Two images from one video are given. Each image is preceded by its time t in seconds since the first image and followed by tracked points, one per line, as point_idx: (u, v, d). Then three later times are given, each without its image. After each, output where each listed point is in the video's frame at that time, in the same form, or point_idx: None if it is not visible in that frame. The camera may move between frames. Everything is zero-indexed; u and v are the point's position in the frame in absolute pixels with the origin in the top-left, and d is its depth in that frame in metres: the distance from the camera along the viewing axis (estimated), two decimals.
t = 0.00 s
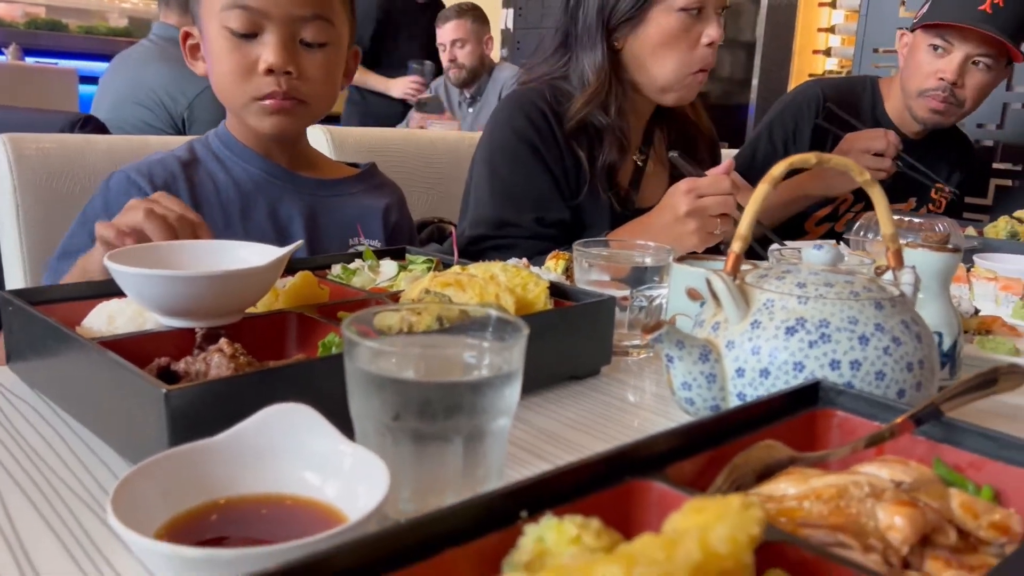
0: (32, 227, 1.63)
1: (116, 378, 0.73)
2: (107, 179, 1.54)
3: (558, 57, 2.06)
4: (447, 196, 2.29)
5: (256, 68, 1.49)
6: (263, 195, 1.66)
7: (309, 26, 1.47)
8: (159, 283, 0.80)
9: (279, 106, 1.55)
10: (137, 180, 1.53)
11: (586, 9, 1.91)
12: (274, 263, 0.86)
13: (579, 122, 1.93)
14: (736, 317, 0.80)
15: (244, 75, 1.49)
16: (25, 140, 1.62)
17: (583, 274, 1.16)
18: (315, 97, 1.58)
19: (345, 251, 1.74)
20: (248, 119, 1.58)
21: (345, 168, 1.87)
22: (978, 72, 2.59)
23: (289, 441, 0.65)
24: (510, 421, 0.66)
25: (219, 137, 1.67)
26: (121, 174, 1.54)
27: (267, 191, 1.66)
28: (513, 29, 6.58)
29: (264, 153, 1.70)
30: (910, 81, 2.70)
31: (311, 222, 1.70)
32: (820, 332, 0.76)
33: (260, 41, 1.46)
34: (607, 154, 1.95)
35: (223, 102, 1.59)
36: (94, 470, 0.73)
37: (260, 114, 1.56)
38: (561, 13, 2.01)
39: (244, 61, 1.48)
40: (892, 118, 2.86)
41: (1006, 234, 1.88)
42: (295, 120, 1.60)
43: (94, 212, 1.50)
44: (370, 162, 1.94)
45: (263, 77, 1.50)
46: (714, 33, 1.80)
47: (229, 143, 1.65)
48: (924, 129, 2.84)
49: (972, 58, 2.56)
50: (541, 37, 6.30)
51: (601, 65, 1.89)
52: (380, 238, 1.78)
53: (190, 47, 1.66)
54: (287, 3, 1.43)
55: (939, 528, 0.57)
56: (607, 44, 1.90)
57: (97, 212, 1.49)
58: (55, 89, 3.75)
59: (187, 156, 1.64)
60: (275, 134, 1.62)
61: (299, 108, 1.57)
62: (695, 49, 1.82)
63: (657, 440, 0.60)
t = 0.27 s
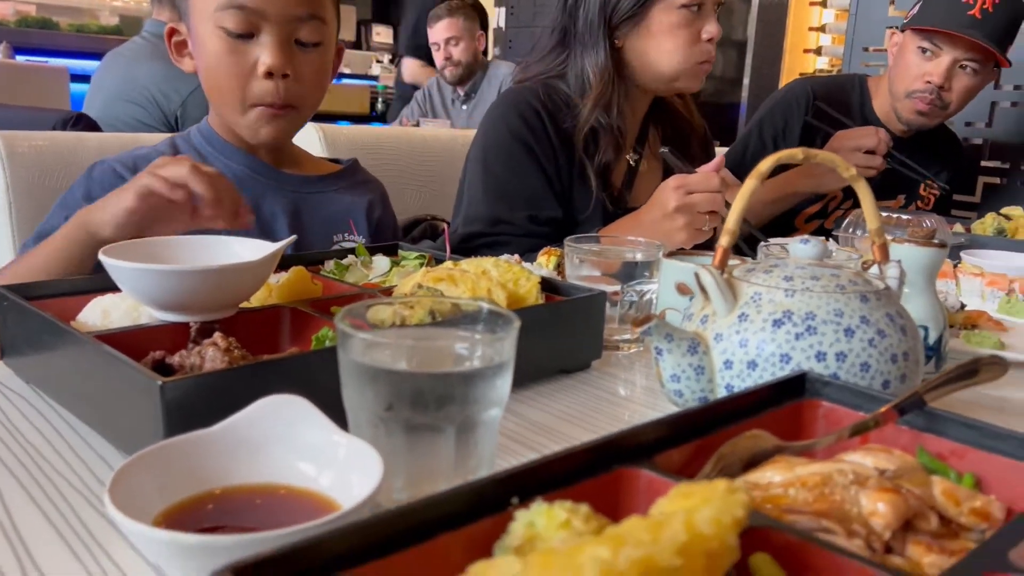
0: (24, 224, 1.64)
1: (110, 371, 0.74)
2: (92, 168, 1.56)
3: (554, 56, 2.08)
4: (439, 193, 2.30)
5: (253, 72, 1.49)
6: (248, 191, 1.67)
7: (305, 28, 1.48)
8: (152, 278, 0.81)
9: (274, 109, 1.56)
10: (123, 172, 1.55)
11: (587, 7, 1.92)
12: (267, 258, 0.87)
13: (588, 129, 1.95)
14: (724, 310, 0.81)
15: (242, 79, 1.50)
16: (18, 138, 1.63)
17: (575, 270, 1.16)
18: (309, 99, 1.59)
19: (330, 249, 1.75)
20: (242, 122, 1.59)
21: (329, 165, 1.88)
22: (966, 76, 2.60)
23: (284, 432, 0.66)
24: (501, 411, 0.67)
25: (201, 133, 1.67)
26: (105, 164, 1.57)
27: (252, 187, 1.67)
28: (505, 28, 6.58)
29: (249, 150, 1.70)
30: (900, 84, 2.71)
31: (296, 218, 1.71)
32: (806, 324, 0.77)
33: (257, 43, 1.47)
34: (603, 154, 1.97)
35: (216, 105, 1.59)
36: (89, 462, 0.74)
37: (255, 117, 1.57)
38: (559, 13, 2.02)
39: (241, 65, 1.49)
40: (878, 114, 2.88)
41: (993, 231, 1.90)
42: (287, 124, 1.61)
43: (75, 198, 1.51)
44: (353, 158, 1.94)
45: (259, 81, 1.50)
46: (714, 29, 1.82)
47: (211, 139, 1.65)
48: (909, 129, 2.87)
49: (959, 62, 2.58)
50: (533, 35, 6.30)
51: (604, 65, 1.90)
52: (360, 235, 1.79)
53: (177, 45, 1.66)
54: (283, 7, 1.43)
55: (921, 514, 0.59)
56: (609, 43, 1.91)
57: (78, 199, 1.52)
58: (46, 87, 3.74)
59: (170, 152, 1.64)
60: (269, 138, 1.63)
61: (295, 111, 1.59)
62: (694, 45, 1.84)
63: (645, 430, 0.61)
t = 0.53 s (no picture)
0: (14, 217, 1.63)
1: (102, 357, 0.74)
2: (85, 160, 1.56)
3: (541, 50, 2.09)
4: (430, 188, 2.30)
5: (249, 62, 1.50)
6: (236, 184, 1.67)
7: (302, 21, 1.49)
8: (145, 265, 0.81)
9: (272, 99, 1.56)
10: (118, 167, 1.55)
11: None
12: (259, 245, 0.87)
13: (569, 117, 1.96)
14: (711, 296, 0.82)
15: (238, 69, 1.51)
16: (8, 131, 1.62)
17: (564, 260, 1.17)
18: (304, 87, 1.59)
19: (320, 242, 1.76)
20: (238, 111, 1.58)
21: (312, 159, 1.88)
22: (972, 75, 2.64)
23: (274, 416, 0.66)
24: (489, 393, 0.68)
25: (189, 125, 1.67)
26: (97, 155, 1.57)
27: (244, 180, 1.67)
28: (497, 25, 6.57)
29: (238, 142, 1.70)
30: (906, 86, 2.71)
31: (285, 210, 1.72)
32: (792, 309, 0.78)
33: (252, 34, 1.47)
34: (586, 143, 1.97)
35: (209, 93, 1.59)
36: (82, 447, 0.74)
37: (251, 107, 1.57)
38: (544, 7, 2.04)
39: (237, 55, 1.49)
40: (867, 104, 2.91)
41: (980, 224, 1.92)
42: (283, 111, 1.61)
43: (67, 188, 1.51)
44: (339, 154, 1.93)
45: (256, 71, 1.51)
46: (693, 26, 1.82)
47: (198, 131, 1.65)
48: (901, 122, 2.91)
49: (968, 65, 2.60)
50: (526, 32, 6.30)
51: (582, 55, 1.91)
52: (349, 227, 1.80)
53: (166, 34, 1.66)
54: None
55: (902, 491, 0.60)
56: (590, 34, 1.92)
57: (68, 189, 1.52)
58: (36, 83, 3.72)
59: (160, 143, 1.65)
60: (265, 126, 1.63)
61: (291, 99, 1.59)
62: (673, 40, 1.85)
63: (631, 411, 0.62)
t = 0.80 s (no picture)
0: (6, 210, 1.63)
1: (94, 342, 0.75)
2: (78, 154, 1.56)
3: (530, 44, 2.10)
4: (422, 181, 2.31)
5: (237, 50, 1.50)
6: (226, 176, 1.67)
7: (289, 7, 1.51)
8: (136, 251, 0.81)
9: (260, 87, 1.56)
10: (112, 160, 1.56)
11: None
12: (249, 233, 0.88)
13: (551, 107, 1.97)
14: (698, 282, 0.83)
15: (226, 58, 1.51)
16: None
17: (554, 249, 1.18)
18: (293, 77, 1.60)
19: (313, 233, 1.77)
20: (228, 102, 1.58)
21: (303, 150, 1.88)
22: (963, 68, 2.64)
23: (262, 399, 0.67)
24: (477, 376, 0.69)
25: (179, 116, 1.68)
26: (90, 149, 1.58)
27: (236, 172, 1.68)
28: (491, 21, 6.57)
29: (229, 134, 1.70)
30: (898, 76, 2.72)
31: (278, 202, 1.73)
32: (777, 294, 0.79)
33: (240, 20, 1.48)
34: (572, 134, 1.99)
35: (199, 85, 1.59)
36: (74, 431, 0.74)
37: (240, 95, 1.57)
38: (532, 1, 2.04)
39: (225, 43, 1.50)
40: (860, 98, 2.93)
41: (969, 216, 1.93)
42: (272, 101, 1.61)
43: (62, 183, 1.52)
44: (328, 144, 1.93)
45: (244, 58, 1.51)
46: (671, 13, 1.80)
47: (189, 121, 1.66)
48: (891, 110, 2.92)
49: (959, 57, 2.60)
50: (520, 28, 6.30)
51: (562, 45, 1.92)
52: (342, 216, 1.80)
53: (157, 24, 1.65)
54: None
55: (883, 469, 0.61)
56: (569, 26, 1.93)
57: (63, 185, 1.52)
58: (28, 78, 3.71)
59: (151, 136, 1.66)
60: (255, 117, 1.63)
61: (280, 88, 1.59)
62: (651, 26, 1.84)
63: (617, 392, 0.63)
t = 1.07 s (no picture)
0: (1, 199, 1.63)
1: (89, 322, 0.75)
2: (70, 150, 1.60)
3: (518, 35, 2.10)
4: (416, 172, 2.31)
5: (208, 38, 1.51)
6: (208, 164, 1.67)
7: (273, 10, 1.52)
8: (129, 234, 0.81)
9: (222, 77, 1.56)
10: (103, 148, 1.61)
11: None
12: (243, 217, 0.87)
13: (537, 95, 1.97)
14: (689, 264, 0.84)
15: (194, 41, 1.51)
16: None
17: (547, 235, 1.18)
18: (260, 77, 1.60)
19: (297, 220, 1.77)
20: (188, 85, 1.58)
21: (283, 137, 1.89)
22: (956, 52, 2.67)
23: (255, 378, 0.67)
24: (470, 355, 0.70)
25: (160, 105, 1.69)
26: (78, 141, 1.62)
27: (211, 159, 1.68)
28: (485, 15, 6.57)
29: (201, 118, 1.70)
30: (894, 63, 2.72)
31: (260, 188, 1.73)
32: (766, 276, 0.79)
33: (221, 11, 1.49)
34: (560, 121, 2.00)
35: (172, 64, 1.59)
36: (70, 411, 0.75)
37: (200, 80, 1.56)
38: None
39: (198, 27, 1.50)
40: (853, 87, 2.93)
41: (960, 206, 1.94)
42: (232, 95, 1.61)
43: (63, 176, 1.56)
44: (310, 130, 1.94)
45: (213, 46, 1.51)
46: (643, 16, 1.79)
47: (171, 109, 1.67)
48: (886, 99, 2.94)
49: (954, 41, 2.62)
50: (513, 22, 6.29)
51: (544, 39, 1.92)
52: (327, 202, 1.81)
53: None
54: None
55: (869, 443, 0.61)
56: (551, 18, 1.93)
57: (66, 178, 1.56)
58: (19, 70, 3.69)
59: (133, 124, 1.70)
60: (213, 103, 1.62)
61: (242, 86, 1.59)
62: (626, 30, 1.83)
63: (607, 369, 0.64)
